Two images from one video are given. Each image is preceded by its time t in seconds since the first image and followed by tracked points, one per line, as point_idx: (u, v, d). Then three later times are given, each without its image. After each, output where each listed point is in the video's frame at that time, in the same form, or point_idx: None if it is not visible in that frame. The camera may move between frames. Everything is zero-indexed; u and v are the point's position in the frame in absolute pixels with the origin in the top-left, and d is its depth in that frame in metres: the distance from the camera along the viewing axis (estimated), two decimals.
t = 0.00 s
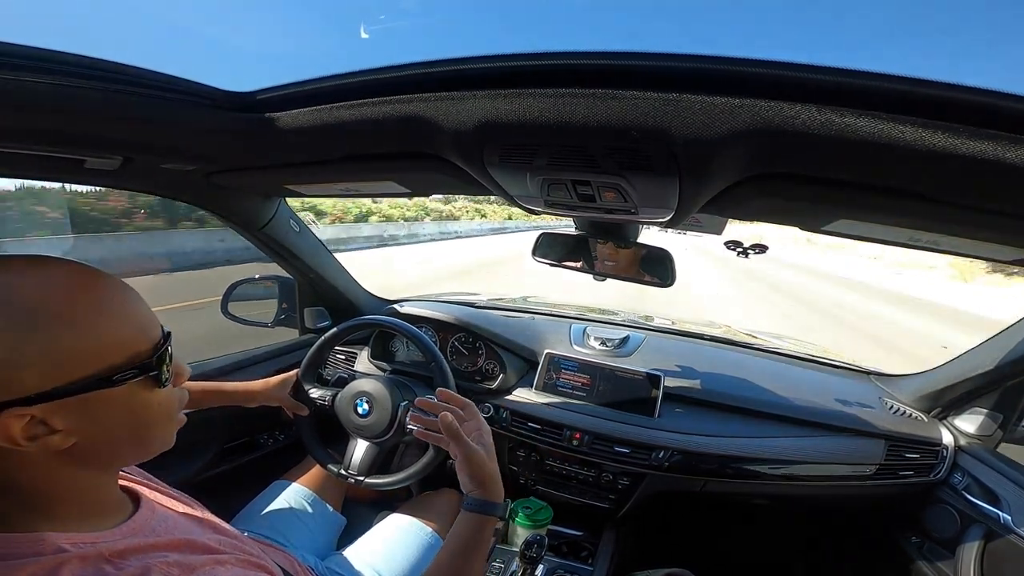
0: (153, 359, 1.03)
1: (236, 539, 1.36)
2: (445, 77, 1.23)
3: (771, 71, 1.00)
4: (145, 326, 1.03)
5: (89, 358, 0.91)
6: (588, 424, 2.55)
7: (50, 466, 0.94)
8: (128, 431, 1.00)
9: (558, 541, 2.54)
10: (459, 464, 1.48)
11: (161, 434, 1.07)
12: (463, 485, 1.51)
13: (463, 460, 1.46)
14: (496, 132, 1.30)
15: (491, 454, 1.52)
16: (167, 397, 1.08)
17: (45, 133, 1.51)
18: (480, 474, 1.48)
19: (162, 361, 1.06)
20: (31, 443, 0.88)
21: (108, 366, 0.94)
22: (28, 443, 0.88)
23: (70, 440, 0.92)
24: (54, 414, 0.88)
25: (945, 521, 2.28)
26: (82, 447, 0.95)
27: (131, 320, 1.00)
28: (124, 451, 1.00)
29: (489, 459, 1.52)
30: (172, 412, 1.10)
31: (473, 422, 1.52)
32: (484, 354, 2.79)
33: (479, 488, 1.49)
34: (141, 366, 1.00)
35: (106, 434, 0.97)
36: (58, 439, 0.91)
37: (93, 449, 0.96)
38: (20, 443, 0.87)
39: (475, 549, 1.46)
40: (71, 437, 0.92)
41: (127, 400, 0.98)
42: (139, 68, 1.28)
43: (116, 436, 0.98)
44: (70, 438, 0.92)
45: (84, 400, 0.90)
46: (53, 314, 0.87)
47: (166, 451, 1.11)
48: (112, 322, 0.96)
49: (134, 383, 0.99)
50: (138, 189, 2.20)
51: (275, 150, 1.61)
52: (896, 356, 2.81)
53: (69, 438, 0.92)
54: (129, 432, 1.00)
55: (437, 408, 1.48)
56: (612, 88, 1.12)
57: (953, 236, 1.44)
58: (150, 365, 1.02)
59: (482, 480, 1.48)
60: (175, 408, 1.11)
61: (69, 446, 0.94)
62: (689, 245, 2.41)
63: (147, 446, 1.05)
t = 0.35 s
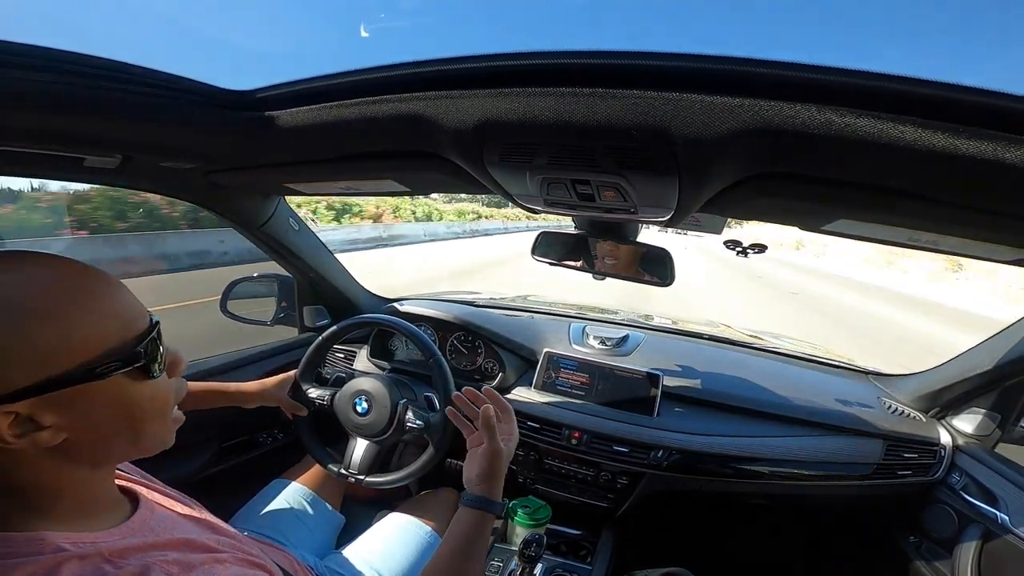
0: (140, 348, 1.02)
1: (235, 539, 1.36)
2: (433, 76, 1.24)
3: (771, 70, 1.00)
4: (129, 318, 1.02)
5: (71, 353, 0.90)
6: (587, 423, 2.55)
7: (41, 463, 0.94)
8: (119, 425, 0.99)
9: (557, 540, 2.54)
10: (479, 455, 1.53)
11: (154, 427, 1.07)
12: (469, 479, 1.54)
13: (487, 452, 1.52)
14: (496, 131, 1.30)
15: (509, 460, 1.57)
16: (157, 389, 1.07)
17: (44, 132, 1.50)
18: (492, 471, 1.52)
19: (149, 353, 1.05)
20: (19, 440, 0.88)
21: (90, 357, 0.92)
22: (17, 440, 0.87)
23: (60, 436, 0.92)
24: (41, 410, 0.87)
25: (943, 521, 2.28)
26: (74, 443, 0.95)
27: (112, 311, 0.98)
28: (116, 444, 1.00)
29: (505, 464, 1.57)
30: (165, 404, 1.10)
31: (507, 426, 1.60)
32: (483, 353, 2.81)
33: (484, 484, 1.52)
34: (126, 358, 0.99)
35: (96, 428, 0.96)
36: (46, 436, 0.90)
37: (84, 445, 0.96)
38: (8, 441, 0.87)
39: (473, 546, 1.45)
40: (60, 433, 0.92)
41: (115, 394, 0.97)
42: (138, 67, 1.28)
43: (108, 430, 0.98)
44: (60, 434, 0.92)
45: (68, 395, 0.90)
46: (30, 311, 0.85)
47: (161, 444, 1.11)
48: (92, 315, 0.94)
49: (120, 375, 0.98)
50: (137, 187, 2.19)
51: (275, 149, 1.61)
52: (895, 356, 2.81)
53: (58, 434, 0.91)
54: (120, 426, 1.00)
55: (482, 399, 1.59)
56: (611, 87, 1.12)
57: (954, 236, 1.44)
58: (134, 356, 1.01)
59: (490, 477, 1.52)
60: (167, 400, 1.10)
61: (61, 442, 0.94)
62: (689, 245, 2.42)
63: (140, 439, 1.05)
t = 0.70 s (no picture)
0: (121, 358, 0.97)
1: (235, 539, 1.36)
2: (432, 76, 1.24)
3: (772, 71, 1.01)
4: (112, 325, 0.98)
5: (43, 359, 0.86)
6: (587, 423, 2.55)
7: (18, 464, 0.92)
8: (94, 434, 0.96)
9: (557, 540, 2.54)
10: (511, 460, 1.57)
11: (141, 437, 1.03)
12: (489, 478, 1.55)
13: (523, 461, 1.57)
14: (496, 131, 1.30)
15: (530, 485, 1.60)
16: (144, 400, 1.03)
17: (44, 132, 1.50)
18: (515, 478, 1.55)
19: (134, 364, 1.01)
20: None
21: (59, 366, 0.88)
22: None
23: (28, 443, 0.89)
24: (6, 416, 0.85)
25: (943, 521, 2.29)
26: (44, 449, 0.92)
27: (92, 318, 0.94)
28: (96, 454, 0.97)
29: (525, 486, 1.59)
30: (153, 415, 1.06)
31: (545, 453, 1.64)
32: (483, 353, 2.80)
33: (502, 487, 1.53)
34: (104, 367, 0.94)
35: (67, 436, 0.93)
36: (13, 443, 0.87)
37: (58, 452, 0.93)
38: None
39: (478, 546, 1.44)
40: (30, 440, 0.89)
41: (87, 405, 0.93)
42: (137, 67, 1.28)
43: (81, 439, 0.95)
44: (28, 441, 0.89)
45: (35, 403, 0.86)
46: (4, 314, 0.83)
47: (152, 453, 1.08)
48: (71, 320, 0.90)
49: (96, 385, 0.93)
50: (136, 187, 2.19)
51: (275, 149, 1.61)
52: (895, 355, 2.82)
53: (26, 441, 0.88)
54: (96, 436, 0.96)
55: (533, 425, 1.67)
56: (611, 87, 1.12)
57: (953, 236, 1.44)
58: (113, 366, 0.96)
59: (512, 484, 1.54)
60: (155, 411, 1.06)
61: (31, 448, 0.91)
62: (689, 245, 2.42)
63: (126, 450, 1.01)
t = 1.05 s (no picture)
0: (145, 353, 1.02)
1: (234, 539, 1.36)
2: (433, 76, 1.24)
3: (772, 71, 1.01)
4: (134, 322, 1.01)
5: (75, 352, 0.89)
6: (587, 423, 2.55)
7: (31, 460, 0.93)
8: (115, 428, 0.98)
9: (557, 540, 2.54)
10: (488, 453, 1.58)
11: (153, 434, 1.06)
12: (476, 477, 1.56)
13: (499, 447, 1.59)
14: (496, 131, 1.30)
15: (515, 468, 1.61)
16: (158, 396, 1.07)
17: (43, 132, 1.50)
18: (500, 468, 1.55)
19: (152, 359, 1.04)
20: (13, 438, 0.87)
21: (89, 360, 0.92)
22: (11, 437, 0.87)
23: (54, 436, 0.91)
24: (39, 408, 0.87)
25: (943, 521, 2.29)
26: (66, 442, 0.94)
27: (117, 317, 0.97)
28: (113, 449, 0.99)
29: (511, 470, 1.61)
30: (165, 411, 1.09)
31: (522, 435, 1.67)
32: (483, 353, 2.79)
33: (489, 482, 1.53)
34: (129, 361, 0.98)
35: (90, 428, 0.95)
36: (40, 435, 0.89)
37: (78, 446, 0.95)
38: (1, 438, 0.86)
39: (475, 545, 1.44)
40: (55, 433, 0.91)
41: (112, 399, 0.96)
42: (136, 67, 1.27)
43: (101, 433, 0.97)
44: (54, 433, 0.91)
45: (67, 394, 0.89)
46: (42, 308, 0.86)
47: (160, 452, 1.10)
48: (100, 316, 0.94)
49: (121, 378, 0.97)
50: (136, 187, 2.19)
51: (275, 149, 1.61)
52: (895, 355, 2.82)
53: (52, 433, 0.91)
54: (116, 430, 0.99)
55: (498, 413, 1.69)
56: (611, 86, 1.12)
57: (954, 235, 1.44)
58: (138, 361, 1.00)
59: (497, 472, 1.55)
60: (168, 409, 1.09)
61: (54, 441, 0.93)
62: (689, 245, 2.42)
63: (139, 447, 1.04)
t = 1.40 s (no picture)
0: (182, 353, 1.08)
1: (236, 540, 1.36)
2: (434, 77, 1.24)
3: (771, 71, 1.01)
4: (172, 324, 1.07)
5: (123, 347, 0.95)
6: (587, 424, 2.55)
7: (67, 454, 0.94)
8: (146, 422, 1.00)
9: (558, 541, 2.54)
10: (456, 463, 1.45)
11: (176, 432, 1.08)
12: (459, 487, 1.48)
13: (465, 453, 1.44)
14: (495, 132, 1.30)
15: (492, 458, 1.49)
16: (187, 395, 1.10)
17: (44, 133, 1.50)
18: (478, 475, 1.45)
19: (186, 359, 1.10)
20: (59, 428, 0.89)
21: (136, 357, 0.97)
22: (57, 427, 0.89)
23: (95, 427, 0.93)
24: (86, 399, 0.90)
25: (945, 521, 2.28)
26: (103, 435, 0.96)
27: (159, 318, 1.04)
28: (140, 447, 1.01)
29: (490, 463, 1.50)
30: (190, 411, 1.11)
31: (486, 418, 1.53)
32: (483, 354, 2.78)
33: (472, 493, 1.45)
34: (169, 359, 1.04)
35: (125, 422, 0.97)
36: (84, 425, 0.92)
37: (113, 441, 0.97)
38: (49, 427, 0.88)
39: (467, 550, 1.44)
40: (96, 425, 0.93)
41: (149, 394, 1.00)
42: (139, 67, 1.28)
43: (132, 428, 0.98)
44: (95, 425, 0.93)
45: (114, 387, 0.93)
46: (96, 305, 0.92)
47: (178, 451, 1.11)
48: (146, 316, 1.00)
49: (161, 375, 1.02)
50: (136, 188, 2.19)
51: (275, 150, 1.61)
52: (895, 355, 2.82)
53: (93, 425, 0.93)
54: (148, 426, 1.01)
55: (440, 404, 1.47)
56: (611, 87, 1.13)
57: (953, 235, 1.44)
58: (175, 359, 1.06)
59: (474, 480, 1.45)
60: (192, 410, 1.12)
61: (93, 433, 0.95)
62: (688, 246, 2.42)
63: (163, 445, 1.05)
